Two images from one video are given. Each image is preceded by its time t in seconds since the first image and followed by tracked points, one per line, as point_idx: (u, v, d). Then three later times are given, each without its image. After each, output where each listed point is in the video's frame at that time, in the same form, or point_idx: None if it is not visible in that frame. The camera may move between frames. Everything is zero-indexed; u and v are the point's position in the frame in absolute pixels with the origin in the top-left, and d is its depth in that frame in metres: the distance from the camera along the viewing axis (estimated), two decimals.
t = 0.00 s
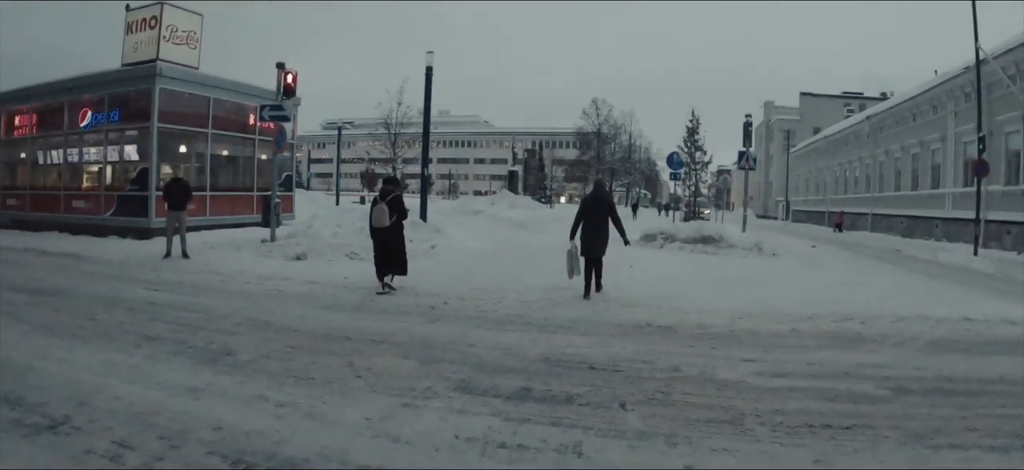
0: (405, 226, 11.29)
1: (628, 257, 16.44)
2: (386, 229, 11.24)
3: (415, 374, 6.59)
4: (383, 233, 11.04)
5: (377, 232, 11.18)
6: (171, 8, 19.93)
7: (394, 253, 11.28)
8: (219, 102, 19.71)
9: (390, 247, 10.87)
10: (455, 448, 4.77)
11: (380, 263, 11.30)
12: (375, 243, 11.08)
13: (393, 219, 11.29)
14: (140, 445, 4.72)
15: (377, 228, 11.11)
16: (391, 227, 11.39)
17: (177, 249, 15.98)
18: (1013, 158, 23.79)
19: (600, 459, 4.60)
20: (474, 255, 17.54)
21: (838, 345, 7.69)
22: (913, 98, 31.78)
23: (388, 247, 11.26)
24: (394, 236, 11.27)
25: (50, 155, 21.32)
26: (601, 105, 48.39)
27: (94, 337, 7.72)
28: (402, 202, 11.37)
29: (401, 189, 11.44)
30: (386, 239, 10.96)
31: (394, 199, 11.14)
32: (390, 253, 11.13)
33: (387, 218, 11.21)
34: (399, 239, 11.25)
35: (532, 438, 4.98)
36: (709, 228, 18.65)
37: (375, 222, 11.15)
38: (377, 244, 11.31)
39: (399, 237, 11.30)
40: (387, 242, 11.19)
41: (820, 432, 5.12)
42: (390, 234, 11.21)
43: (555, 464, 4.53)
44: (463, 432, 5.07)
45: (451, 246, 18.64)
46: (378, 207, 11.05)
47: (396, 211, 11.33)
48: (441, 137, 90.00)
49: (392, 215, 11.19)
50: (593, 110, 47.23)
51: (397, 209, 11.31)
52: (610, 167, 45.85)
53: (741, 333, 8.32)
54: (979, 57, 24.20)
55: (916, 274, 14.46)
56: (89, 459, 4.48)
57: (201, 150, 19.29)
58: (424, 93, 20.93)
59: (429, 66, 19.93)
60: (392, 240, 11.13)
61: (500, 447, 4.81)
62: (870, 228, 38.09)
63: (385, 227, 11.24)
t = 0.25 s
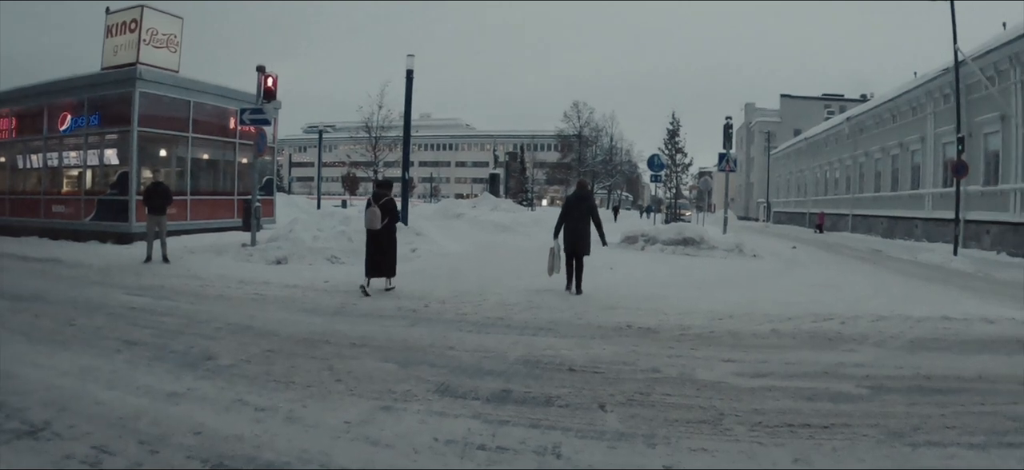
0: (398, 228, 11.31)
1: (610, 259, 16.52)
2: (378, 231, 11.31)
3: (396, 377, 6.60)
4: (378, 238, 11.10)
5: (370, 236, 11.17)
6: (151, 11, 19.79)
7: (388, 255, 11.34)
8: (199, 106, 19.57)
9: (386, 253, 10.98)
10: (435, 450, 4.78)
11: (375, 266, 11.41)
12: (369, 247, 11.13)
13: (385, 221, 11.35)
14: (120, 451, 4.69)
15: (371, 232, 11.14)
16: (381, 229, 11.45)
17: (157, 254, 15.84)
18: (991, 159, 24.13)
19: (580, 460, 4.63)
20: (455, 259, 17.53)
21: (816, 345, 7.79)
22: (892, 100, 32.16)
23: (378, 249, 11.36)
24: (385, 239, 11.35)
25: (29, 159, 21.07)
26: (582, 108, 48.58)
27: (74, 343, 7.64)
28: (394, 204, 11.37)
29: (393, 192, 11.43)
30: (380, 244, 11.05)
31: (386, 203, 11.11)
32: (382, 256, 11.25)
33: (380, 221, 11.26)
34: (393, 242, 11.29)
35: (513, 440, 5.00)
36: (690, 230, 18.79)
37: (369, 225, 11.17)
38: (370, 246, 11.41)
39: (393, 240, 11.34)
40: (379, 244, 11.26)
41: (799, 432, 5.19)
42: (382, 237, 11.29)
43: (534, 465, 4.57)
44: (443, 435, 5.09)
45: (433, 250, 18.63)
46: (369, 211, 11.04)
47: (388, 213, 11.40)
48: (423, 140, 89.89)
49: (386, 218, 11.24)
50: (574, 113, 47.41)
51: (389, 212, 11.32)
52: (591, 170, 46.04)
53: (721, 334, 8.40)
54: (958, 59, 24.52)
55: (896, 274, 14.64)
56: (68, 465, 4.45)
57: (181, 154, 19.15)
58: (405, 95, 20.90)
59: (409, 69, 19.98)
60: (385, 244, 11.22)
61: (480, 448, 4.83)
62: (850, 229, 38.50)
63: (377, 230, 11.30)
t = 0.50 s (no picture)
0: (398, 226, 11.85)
1: (598, 261, 16.57)
2: (379, 230, 11.88)
3: (383, 379, 6.60)
4: (377, 235, 11.62)
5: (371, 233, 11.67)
6: (139, 12, 19.69)
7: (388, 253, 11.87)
8: (187, 108, 19.49)
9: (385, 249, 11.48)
10: (423, 452, 4.80)
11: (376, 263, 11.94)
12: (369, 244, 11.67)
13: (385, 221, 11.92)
14: (106, 454, 4.68)
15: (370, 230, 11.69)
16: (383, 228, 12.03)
17: (144, 256, 15.75)
18: (978, 160, 24.34)
19: (567, 461, 4.66)
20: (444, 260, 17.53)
21: (802, 345, 7.86)
22: (880, 100, 32.39)
23: (380, 247, 11.90)
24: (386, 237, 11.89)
25: (16, 162, 20.92)
26: (570, 109, 48.70)
27: (60, 345, 7.60)
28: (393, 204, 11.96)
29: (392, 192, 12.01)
30: (380, 240, 11.55)
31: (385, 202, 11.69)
32: (384, 253, 11.75)
33: (379, 219, 11.84)
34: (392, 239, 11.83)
35: (500, 442, 5.02)
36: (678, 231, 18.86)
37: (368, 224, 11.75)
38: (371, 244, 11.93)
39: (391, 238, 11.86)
40: (379, 243, 11.81)
41: (785, 431, 5.23)
42: (383, 235, 11.83)
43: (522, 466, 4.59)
44: (430, 436, 5.10)
45: (421, 252, 18.63)
46: (370, 210, 11.59)
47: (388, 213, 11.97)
48: (411, 142, 89.77)
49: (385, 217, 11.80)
50: (562, 115, 47.56)
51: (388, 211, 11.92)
52: (580, 172, 46.15)
53: (708, 334, 8.45)
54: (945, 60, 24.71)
55: (883, 274, 14.75)
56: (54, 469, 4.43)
57: (168, 156, 19.07)
58: (394, 97, 20.87)
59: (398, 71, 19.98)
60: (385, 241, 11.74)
61: (467, 450, 4.85)
62: (839, 229, 38.75)
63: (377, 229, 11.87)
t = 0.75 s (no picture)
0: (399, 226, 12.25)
1: (592, 261, 16.59)
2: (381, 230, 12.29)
3: (377, 380, 6.60)
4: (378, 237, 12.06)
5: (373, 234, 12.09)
6: (133, 13, 19.63)
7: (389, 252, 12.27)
8: (181, 109, 19.43)
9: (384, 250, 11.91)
10: (416, 453, 4.80)
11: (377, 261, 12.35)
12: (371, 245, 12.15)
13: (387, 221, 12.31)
14: (99, 456, 4.66)
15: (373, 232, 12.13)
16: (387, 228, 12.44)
17: (138, 258, 15.70)
18: (971, 160, 24.44)
19: (560, 461, 4.67)
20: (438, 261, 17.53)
21: (795, 345, 7.89)
22: (874, 101, 32.51)
23: (382, 246, 12.31)
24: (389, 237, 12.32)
25: (9, 163, 20.83)
26: (564, 110, 48.75)
27: (53, 347, 7.58)
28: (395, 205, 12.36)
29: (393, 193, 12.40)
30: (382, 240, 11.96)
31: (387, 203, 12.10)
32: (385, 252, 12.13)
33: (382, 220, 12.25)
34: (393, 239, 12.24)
35: (493, 442, 5.02)
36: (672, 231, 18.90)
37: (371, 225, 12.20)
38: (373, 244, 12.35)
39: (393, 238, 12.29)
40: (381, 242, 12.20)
41: (779, 431, 5.25)
42: (385, 235, 12.24)
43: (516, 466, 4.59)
44: (424, 437, 5.10)
45: (416, 253, 18.61)
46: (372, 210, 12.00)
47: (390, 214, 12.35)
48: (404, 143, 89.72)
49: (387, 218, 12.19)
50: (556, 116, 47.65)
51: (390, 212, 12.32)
52: (574, 173, 46.20)
53: (702, 334, 8.47)
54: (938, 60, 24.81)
55: (878, 274, 14.82)
56: None
57: (162, 158, 19.01)
58: (388, 98, 20.86)
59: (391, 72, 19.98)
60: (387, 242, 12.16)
61: (461, 450, 4.86)
62: (832, 230, 38.86)
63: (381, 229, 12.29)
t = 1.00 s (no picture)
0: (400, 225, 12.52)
1: (587, 263, 16.60)
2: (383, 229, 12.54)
3: (371, 382, 6.59)
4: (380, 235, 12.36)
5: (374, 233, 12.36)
6: (127, 15, 19.58)
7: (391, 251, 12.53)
8: (175, 110, 19.39)
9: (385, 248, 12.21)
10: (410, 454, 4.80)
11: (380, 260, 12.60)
12: (372, 243, 12.47)
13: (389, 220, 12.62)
14: (93, 459, 4.65)
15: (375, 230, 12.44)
16: (388, 226, 12.75)
17: (133, 260, 15.65)
18: (966, 161, 24.53)
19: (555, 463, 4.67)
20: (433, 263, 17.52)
21: (790, 346, 7.90)
22: (869, 101, 32.61)
23: (384, 245, 12.57)
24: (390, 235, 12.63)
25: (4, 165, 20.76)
26: (558, 111, 48.80)
27: (47, 350, 7.55)
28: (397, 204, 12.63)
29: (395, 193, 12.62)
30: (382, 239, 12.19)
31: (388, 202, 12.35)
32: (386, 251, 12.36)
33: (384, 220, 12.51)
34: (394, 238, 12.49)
35: (487, 444, 5.02)
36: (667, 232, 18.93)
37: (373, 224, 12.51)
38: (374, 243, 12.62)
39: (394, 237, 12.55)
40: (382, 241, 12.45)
41: (774, 432, 5.26)
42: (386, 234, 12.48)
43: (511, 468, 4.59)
44: (418, 439, 5.09)
45: (411, 255, 18.59)
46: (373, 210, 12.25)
47: (392, 212, 12.66)
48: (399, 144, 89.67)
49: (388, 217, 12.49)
50: (551, 117, 47.69)
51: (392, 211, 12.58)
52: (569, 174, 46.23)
53: (698, 335, 8.47)
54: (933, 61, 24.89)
55: (873, 274, 14.88)
56: None
57: (156, 159, 18.96)
58: (383, 99, 20.83)
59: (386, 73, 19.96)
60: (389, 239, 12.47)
61: (456, 452, 4.85)
62: (827, 230, 38.96)
63: (382, 227, 12.60)
